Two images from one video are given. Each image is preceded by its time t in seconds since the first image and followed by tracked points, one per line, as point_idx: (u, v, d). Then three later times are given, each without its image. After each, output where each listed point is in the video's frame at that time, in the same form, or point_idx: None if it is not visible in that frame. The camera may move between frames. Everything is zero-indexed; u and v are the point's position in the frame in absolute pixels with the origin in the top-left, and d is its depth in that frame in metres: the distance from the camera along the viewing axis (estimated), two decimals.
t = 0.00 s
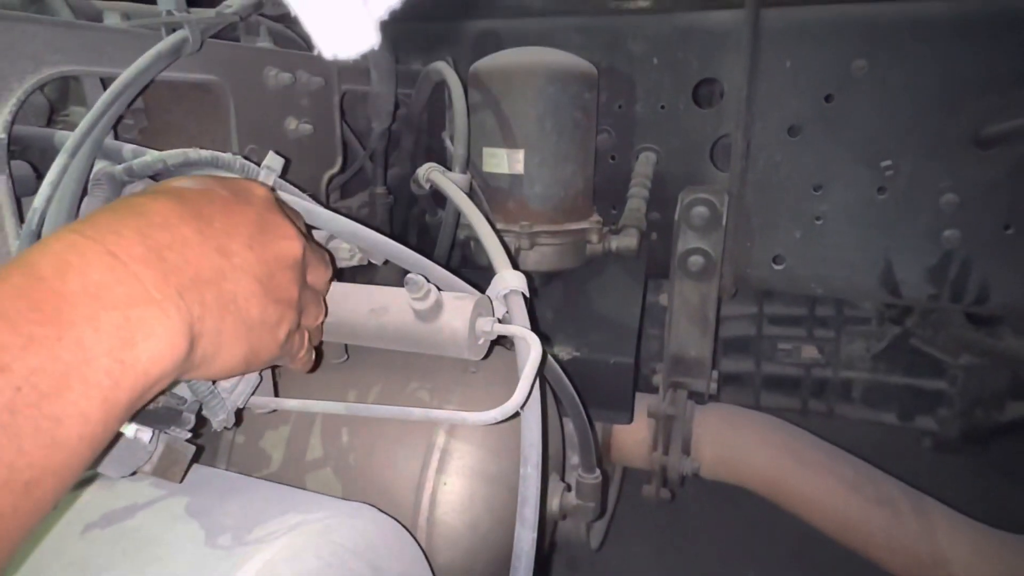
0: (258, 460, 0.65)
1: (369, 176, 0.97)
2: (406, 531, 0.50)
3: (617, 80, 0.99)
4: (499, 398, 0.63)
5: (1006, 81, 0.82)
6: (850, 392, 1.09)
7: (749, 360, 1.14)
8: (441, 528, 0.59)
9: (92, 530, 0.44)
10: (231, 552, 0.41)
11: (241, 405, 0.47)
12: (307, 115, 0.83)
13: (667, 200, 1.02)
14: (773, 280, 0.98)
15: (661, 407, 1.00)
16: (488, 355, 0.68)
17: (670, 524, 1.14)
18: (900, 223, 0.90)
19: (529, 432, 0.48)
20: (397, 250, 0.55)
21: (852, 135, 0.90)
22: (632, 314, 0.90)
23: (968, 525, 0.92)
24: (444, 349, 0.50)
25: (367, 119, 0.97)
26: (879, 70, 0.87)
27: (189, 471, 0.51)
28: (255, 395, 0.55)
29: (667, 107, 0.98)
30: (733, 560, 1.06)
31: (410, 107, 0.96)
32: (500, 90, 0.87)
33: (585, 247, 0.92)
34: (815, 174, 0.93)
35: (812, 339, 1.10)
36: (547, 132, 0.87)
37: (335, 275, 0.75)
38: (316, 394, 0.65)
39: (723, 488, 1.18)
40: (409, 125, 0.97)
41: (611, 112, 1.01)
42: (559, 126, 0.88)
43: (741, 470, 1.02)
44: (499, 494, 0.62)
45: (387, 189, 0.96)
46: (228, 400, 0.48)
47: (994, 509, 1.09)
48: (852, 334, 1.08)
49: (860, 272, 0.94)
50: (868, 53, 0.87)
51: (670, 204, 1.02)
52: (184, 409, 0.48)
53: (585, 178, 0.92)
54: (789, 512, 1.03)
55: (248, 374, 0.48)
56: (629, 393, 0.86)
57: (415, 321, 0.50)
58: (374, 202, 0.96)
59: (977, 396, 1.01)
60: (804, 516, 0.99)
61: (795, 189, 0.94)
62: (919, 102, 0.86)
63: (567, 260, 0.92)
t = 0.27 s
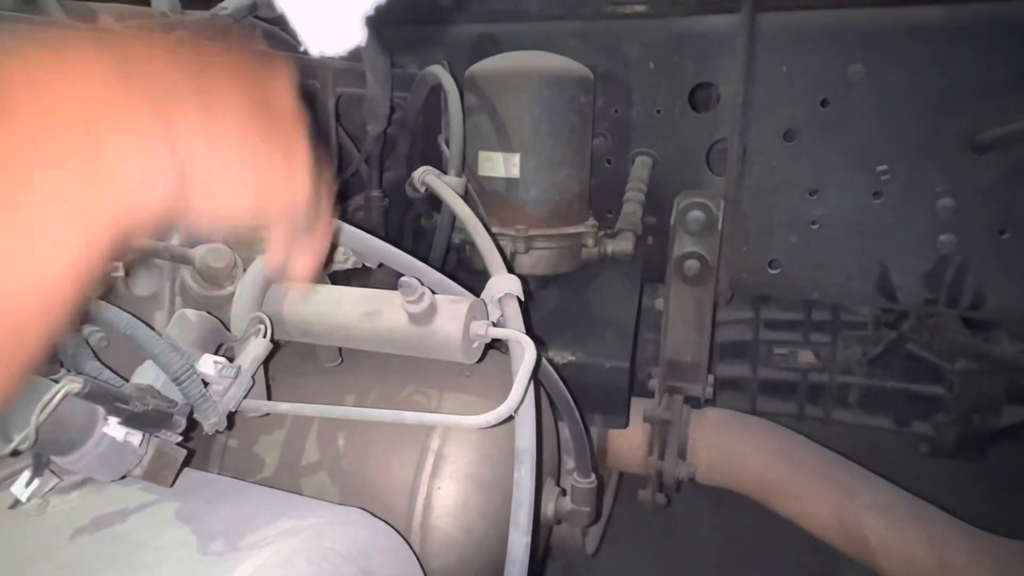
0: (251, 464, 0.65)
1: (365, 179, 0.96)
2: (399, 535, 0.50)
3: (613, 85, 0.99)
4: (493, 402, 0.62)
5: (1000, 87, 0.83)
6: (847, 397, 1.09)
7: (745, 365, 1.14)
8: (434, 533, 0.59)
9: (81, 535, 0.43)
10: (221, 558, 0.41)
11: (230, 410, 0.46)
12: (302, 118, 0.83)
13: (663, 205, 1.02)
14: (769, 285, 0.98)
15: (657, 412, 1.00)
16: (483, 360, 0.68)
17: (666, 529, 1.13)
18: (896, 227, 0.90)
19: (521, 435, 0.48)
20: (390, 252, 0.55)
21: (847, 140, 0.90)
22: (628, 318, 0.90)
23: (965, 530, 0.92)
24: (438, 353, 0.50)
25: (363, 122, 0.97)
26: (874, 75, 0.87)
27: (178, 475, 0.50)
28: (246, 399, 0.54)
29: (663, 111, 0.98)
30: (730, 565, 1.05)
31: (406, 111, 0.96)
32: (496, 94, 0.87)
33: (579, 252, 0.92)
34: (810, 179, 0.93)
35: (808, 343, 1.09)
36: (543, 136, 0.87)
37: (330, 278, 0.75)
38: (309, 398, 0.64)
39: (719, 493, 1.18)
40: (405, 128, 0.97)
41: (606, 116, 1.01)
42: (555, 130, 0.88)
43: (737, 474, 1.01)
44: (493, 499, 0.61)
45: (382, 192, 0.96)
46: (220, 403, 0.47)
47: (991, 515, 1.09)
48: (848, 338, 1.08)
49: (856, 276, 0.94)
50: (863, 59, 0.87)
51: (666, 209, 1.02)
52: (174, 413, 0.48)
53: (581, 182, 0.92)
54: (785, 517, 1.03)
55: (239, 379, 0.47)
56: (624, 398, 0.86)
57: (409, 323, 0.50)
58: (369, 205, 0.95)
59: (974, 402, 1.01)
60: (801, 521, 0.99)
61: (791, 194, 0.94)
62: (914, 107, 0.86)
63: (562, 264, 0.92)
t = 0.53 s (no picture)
0: (245, 471, 0.65)
1: (361, 185, 0.96)
2: (394, 544, 0.50)
3: (610, 92, 1.00)
4: (489, 409, 0.62)
5: (995, 96, 0.83)
6: (844, 404, 1.09)
7: (742, 372, 1.14)
8: (429, 541, 0.58)
9: (70, 544, 0.43)
10: (213, 570, 0.41)
11: (223, 418, 0.45)
12: (298, 124, 0.83)
13: (660, 212, 1.02)
14: (765, 292, 0.99)
15: (654, 419, 0.99)
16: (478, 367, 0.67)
17: (663, 537, 1.13)
18: (891, 235, 0.91)
19: (516, 443, 0.48)
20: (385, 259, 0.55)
21: (842, 148, 0.90)
22: (625, 325, 0.90)
23: (961, 538, 0.92)
24: (432, 361, 0.49)
25: (359, 129, 0.97)
26: (870, 84, 0.87)
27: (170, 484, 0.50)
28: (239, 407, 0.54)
29: (659, 118, 0.98)
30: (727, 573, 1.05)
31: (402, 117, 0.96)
32: (492, 101, 0.87)
33: (575, 258, 0.92)
34: (806, 186, 0.93)
35: (805, 351, 1.09)
36: (539, 143, 0.87)
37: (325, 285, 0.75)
38: (303, 405, 0.64)
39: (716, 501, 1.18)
40: (401, 135, 0.97)
41: (603, 124, 1.01)
42: (551, 137, 0.88)
43: (734, 483, 1.01)
44: (490, 508, 0.61)
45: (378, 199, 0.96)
46: (212, 411, 0.46)
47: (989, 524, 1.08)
48: (845, 346, 1.08)
49: (852, 284, 0.94)
50: (859, 67, 0.87)
51: (663, 216, 1.02)
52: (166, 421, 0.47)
53: (577, 189, 0.92)
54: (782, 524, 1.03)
55: (231, 387, 0.46)
56: (620, 405, 0.86)
57: (402, 331, 0.49)
58: (365, 211, 0.95)
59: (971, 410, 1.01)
60: (798, 529, 0.99)
61: (787, 201, 0.94)
62: (909, 116, 0.86)
63: (558, 271, 0.92)
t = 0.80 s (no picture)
0: (219, 476, 0.64)
1: (343, 189, 0.96)
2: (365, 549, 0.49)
3: (594, 96, 0.99)
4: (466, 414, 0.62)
5: (975, 101, 0.83)
6: (830, 408, 1.09)
7: (728, 377, 1.13)
8: (405, 547, 0.58)
9: (30, 553, 0.42)
10: None
11: (189, 420, 0.45)
12: (278, 126, 0.82)
13: (644, 216, 1.02)
14: (749, 296, 0.99)
15: (638, 423, 0.99)
16: (457, 370, 0.67)
17: (650, 543, 1.12)
18: (874, 239, 0.91)
19: (489, 446, 0.48)
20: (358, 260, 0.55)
21: (825, 152, 0.90)
22: (608, 329, 0.89)
23: (944, 544, 0.92)
24: (404, 363, 0.49)
25: (342, 131, 0.97)
26: (851, 89, 0.87)
27: (134, 488, 0.49)
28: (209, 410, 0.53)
29: (643, 122, 0.98)
30: None
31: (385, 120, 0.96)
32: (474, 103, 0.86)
33: (558, 262, 0.92)
34: (789, 191, 0.93)
35: (791, 355, 1.09)
36: (521, 147, 0.87)
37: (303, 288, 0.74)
38: (278, 409, 0.63)
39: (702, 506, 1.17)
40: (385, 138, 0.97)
41: (587, 127, 1.01)
42: (533, 140, 0.87)
43: (718, 488, 1.01)
44: (467, 514, 0.60)
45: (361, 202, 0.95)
46: (178, 413, 0.46)
47: (974, 529, 1.09)
48: (830, 350, 1.08)
49: (835, 288, 0.94)
50: (840, 71, 0.87)
51: (647, 220, 1.02)
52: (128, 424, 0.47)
53: (560, 193, 0.92)
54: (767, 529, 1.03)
55: (197, 390, 0.46)
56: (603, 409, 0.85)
57: (374, 333, 0.49)
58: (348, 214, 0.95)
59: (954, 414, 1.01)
60: (782, 534, 0.98)
61: (770, 205, 0.94)
62: (890, 121, 0.87)
63: (541, 275, 0.92)
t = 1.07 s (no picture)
0: (201, 485, 0.63)
1: (330, 195, 0.95)
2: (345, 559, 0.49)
3: (582, 103, 1.00)
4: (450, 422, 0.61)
5: (961, 109, 0.83)
6: (819, 415, 1.09)
7: (718, 383, 1.13)
8: (388, 557, 0.57)
9: None
10: None
11: (164, 431, 0.45)
12: (264, 133, 0.82)
13: (633, 222, 1.02)
14: (737, 303, 0.99)
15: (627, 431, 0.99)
16: (442, 378, 0.67)
17: (640, 551, 1.12)
18: (861, 246, 0.91)
19: (470, 455, 0.48)
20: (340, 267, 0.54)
21: (812, 160, 0.91)
22: (596, 336, 0.89)
23: (933, 551, 0.91)
24: (385, 372, 0.49)
25: (330, 138, 0.96)
26: (837, 97, 0.88)
27: (107, 500, 0.49)
28: (187, 420, 0.53)
29: (632, 130, 0.98)
30: None
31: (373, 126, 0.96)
32: (462, 111, 0.86)
33: (546, 269, 0.92)
34: (777, 198, 0.93)
35: (780, 362, 1.09)
36: (509, 154, 0.87)
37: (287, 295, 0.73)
38: (260, 418, 0.63)
39: (693, 513, 1.17)
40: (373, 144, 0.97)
41: (576, 134, 1.01)
42: (521, 147, 0.87)
43: (707, 495, 1.00)
44: (451, 523, 0.60)
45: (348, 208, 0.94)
46: (153, 425, 0.45)
47: (963, 536, 1.09)
48: (819, 357, 1.08)
49: (823, 296, 0.94)
50: (827, 79, 0.88)
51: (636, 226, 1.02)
52: (98, 436, 0.46)
53: (548, 200, 0.92)
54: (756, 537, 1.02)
55: (172, 400, 0.45)
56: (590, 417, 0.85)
57: (354, 341, 0.49)
58: (335, 221, 0.94)
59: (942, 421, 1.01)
60: (771, 541, 0.98)
61: (758, 212, 0.95)
62: (876, 128, 0.87)
63: (529, 281, 0.92)
